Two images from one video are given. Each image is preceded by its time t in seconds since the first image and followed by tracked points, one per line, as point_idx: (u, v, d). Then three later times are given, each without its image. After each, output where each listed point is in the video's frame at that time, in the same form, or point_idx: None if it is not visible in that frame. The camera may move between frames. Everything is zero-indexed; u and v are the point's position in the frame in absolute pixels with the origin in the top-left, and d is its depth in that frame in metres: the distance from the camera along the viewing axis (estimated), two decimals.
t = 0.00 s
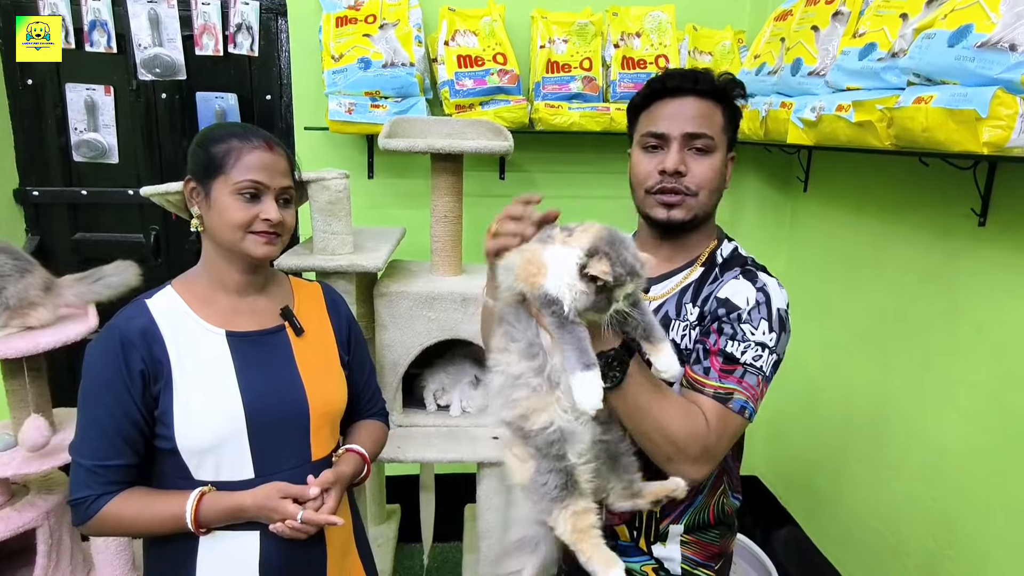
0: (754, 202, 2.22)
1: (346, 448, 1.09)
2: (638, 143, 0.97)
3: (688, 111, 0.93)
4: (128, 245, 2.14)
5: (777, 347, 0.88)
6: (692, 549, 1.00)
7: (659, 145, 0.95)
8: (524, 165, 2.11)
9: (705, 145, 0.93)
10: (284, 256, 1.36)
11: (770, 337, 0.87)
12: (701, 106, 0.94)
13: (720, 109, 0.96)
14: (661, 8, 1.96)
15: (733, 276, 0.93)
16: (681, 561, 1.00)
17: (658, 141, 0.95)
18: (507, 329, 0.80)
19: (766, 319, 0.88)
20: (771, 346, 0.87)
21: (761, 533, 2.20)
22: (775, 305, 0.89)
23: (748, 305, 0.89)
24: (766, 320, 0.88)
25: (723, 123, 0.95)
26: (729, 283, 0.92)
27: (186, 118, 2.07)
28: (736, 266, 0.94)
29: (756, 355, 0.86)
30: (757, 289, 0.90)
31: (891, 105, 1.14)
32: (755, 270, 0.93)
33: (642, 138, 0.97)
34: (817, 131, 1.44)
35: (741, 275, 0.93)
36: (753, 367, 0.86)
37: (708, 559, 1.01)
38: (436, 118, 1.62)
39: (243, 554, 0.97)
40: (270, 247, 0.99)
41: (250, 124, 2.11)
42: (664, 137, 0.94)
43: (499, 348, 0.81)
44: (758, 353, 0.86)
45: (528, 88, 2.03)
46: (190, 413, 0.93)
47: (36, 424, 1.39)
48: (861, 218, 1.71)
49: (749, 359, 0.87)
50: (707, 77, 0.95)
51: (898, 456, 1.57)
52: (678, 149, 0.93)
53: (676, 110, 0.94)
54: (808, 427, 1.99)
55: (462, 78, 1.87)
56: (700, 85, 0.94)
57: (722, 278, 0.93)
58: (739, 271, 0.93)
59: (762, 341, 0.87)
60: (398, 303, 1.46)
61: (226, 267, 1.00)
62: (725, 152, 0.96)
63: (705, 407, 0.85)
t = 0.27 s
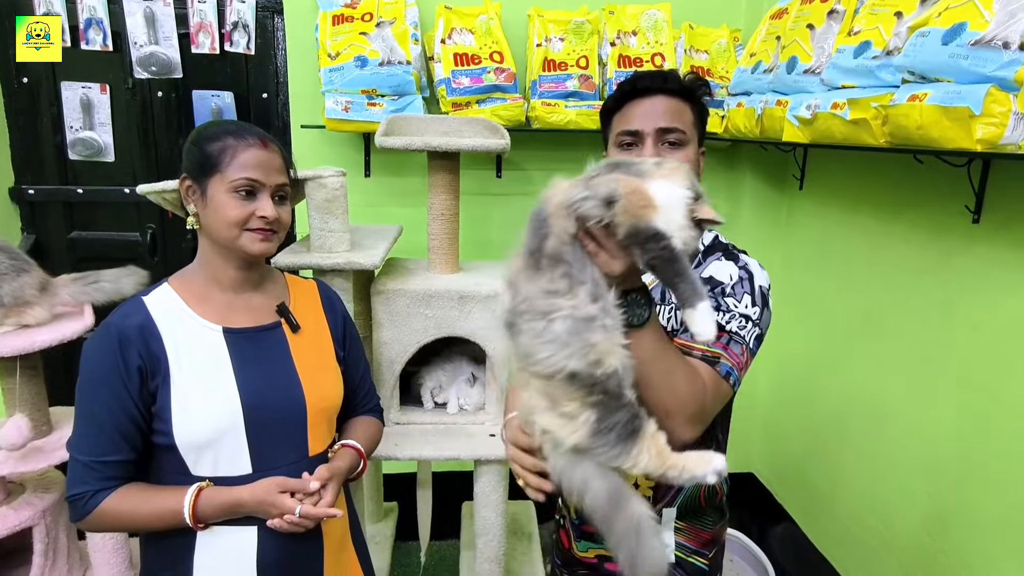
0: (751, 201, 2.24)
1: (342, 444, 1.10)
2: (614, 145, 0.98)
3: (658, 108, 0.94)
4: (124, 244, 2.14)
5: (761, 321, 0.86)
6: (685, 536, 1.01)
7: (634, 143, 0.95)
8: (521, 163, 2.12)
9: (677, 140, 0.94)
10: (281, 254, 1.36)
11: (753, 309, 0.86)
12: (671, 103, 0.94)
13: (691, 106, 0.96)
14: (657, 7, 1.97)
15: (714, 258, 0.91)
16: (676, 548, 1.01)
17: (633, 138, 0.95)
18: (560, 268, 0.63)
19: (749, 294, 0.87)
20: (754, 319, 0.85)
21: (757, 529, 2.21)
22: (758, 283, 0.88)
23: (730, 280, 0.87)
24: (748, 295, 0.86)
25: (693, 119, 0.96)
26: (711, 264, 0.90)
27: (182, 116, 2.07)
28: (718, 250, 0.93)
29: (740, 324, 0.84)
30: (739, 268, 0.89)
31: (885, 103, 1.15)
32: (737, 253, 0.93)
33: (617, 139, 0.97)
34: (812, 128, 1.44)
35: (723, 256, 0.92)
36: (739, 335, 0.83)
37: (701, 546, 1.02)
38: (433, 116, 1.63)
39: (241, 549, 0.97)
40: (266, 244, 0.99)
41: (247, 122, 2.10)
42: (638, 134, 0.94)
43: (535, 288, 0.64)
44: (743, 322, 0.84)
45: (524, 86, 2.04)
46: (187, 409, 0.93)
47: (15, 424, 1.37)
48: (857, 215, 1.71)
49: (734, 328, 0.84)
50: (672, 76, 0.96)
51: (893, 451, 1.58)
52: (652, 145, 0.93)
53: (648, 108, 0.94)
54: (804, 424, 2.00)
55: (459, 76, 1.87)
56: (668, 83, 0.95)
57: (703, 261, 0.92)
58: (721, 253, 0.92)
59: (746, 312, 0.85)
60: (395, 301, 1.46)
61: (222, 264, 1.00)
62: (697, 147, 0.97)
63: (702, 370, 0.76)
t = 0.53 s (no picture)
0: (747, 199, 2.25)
1: (337, 441, 1.10)
2: (591, 149, 0.98)
3: (632, 110, 0.94)
4: (121, 243, 2.13)
5: (758, 308, 0.88)
6: (688, 529, 0.99)
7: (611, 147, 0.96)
8: (518, 162, 2.12)
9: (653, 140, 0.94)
10: (278, 253, 1.36)
11: (753, 296, 0.87)
12: (644, 104, 0.95)
13: (663, 105, 0.97)
14: (653, 6, 1.98)
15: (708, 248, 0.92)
16: (679, 541, 0.98)
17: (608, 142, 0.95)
18: (648, 228, 0.59)
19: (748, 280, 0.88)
20: (754, 305, 0.87)
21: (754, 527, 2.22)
22: (753, 271, 0.90)
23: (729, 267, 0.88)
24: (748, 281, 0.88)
25: (666, 118, 0.97)
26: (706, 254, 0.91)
27: (179, 115, 2.07)
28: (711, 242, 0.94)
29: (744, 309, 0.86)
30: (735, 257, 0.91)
31: (879, 102, 1.15)
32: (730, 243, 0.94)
33: (593, 144, 0.97)
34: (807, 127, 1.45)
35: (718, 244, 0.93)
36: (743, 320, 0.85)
37: (704, 538, 1.00)
38: (430, 115, 1.63)
39: (237, 545, 0.98)
40: (263, 248, 0.99)
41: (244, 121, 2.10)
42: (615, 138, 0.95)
43: (625, 246, 0.58)
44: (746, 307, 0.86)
45: (521, 85, 2.04)
46: (185, 407, 0.93)
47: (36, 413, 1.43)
48: (852, 213, 1.72)
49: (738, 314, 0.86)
50: (642, 76, 0.96)
51: (886, 448, 1.59)
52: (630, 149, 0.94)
53: (621, 111, 0.95)
54: (800, 422, 2.01)
55: (455, 76, 1.87)
56: (639, 84, 0.95)
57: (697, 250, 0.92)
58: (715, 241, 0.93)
59: (748, 298, 0.86)
60: (391, 300, 1.46)
61: (220, 265, 1.00)
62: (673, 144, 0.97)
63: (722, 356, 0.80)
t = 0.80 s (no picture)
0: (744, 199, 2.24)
1: (332, 442, 1.10)
2: (585, 151, 0.98)
3: (625, 110, 0.94)
4: (119, 243, 2.14)
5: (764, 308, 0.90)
6: (686, 530, 0.99)
7: (605, 147, 0.96)
8: (515, 162, 2.12)
9: (647, 141, 0.94)
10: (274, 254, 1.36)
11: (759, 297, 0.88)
12: (638, 103, 0.95)
13: (653, 104, 0.97)
14: (650, 6, 1.98)
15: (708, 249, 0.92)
16: (676, 542, 0.98)
17: (603, 143, 0.95)
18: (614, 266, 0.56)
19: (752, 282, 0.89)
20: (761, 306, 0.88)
21: (751, 527, 2.22)
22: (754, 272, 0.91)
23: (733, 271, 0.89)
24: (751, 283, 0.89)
25: (659, 119, 0.97)
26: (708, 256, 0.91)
27: (177, 115, 2.07)
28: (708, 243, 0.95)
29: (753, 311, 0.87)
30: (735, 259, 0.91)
31: (875, 102, 1.15)
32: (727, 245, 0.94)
33: (588, 146, 0.97)
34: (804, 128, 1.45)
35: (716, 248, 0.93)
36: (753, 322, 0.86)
37: (700, 538, 0.99)
38: (427, 116, 1.63)
39: (231, 545, 0.98)
40: (258, 264, 0.98)
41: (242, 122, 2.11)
42: (609, 138, 0.95)
43: (591, 289, 0.56)
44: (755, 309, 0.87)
45: (518, 85, 2.04)
46: (180, 408, 0.93)
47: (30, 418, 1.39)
48: (849, 213, 1.72)
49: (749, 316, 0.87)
50: (634, 79, 0.98)
51: (883, 447, 1.59)
52: (624, 148, 0.94)
53: (614, 112, 0.95)
54: (797, 422, 2.01)
55: (453, 76, 1.87)
56: (631, 85, 0.96)
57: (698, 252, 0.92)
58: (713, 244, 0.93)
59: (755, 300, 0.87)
60: (388, 300, 1.46)
61: (218, 270, 0.99)
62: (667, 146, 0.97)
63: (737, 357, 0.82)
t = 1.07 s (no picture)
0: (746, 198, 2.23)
1: (331, 444, 1.10)
2: (589, 151, 0.98)
3: (628, 112, 0.94)
4: (122, 243, 2.14)
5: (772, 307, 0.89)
6: (686, 530, 0.98)
7: (607, 149, 0.96)
8: (517, 162, 2.12)
9: (649, 143, 0.94)
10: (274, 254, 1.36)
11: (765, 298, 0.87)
12: (642, 104, 0.94)
13: (660, 104, 0.96)
14: (653, 5, 1.97)
15: (710, 253, 0.91)
16: (677, 543, 0.98)
17: (605, 145, 0.96)
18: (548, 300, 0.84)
19: (756, 284, 0.88)
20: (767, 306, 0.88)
21: (754, 528, 2.21)
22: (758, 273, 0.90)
23: (736, 275, 0.88)
24: (756, 285, 0.88)
25: (665, 120, 0.96)
26: (711, 260, 0.89)
27: (180, 115, 2.07)
28: (711, 243, 0.93)
29: (761, 313, 0.86)
30: (737, 262, 0.90)
31: (877, 101, 1.14)
32: (728, 247, 0.92)
33: (591, 146, 0.98)
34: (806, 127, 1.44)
35: (717, 251, 0.91)
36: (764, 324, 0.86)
37: (701, 539, 0.99)
38: (429, 116, 1.62)
39: (228, 544, 0.98)
40: (257, 264, 0.98)
41: (245, 122, 2.11)
42: (610, 141, 0.95)
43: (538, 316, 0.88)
44: (763, 312, 0.86)
45: (521, 85, 2.04)
46: (179, 408, 0.94)
47: (14, 422, 1.37)
48: (853, 213, 1.71)
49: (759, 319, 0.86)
50: (641, 78, 0.96)
51: (885, 448, 1.59)
52: (625, 150, 0.94)
53: (617, 114, 0.95)
54: (800, 423, 2.00)
55: (455, 76, 1.87)
56: (637, 85, 0.95)
57: (701, 256, 0.90)
58: (713, 248, 0.91)
59: (761, 303, 0.87)
60: (389, 301, 1.46)
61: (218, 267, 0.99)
62: (672, 147, 0.96)
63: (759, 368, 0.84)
